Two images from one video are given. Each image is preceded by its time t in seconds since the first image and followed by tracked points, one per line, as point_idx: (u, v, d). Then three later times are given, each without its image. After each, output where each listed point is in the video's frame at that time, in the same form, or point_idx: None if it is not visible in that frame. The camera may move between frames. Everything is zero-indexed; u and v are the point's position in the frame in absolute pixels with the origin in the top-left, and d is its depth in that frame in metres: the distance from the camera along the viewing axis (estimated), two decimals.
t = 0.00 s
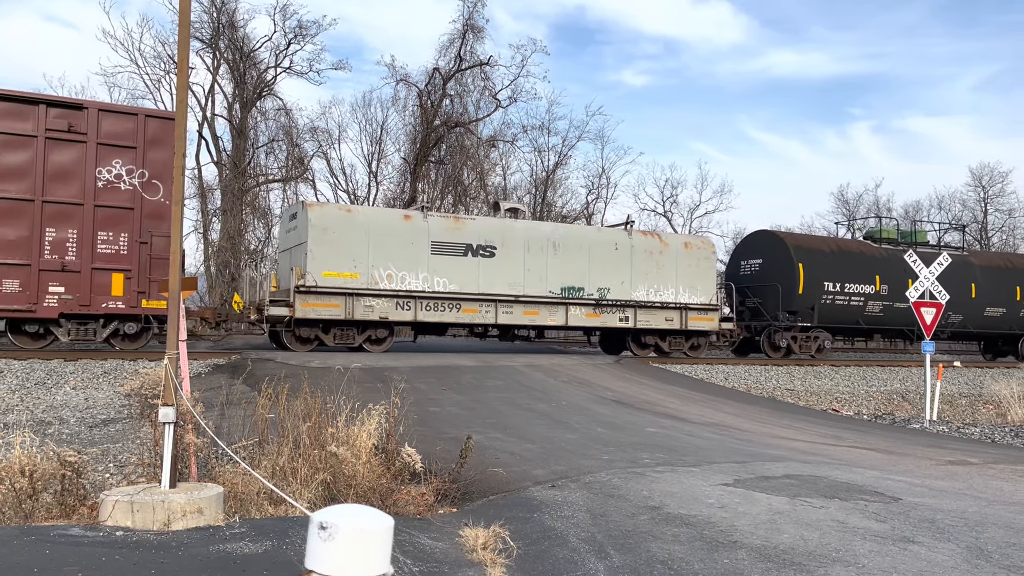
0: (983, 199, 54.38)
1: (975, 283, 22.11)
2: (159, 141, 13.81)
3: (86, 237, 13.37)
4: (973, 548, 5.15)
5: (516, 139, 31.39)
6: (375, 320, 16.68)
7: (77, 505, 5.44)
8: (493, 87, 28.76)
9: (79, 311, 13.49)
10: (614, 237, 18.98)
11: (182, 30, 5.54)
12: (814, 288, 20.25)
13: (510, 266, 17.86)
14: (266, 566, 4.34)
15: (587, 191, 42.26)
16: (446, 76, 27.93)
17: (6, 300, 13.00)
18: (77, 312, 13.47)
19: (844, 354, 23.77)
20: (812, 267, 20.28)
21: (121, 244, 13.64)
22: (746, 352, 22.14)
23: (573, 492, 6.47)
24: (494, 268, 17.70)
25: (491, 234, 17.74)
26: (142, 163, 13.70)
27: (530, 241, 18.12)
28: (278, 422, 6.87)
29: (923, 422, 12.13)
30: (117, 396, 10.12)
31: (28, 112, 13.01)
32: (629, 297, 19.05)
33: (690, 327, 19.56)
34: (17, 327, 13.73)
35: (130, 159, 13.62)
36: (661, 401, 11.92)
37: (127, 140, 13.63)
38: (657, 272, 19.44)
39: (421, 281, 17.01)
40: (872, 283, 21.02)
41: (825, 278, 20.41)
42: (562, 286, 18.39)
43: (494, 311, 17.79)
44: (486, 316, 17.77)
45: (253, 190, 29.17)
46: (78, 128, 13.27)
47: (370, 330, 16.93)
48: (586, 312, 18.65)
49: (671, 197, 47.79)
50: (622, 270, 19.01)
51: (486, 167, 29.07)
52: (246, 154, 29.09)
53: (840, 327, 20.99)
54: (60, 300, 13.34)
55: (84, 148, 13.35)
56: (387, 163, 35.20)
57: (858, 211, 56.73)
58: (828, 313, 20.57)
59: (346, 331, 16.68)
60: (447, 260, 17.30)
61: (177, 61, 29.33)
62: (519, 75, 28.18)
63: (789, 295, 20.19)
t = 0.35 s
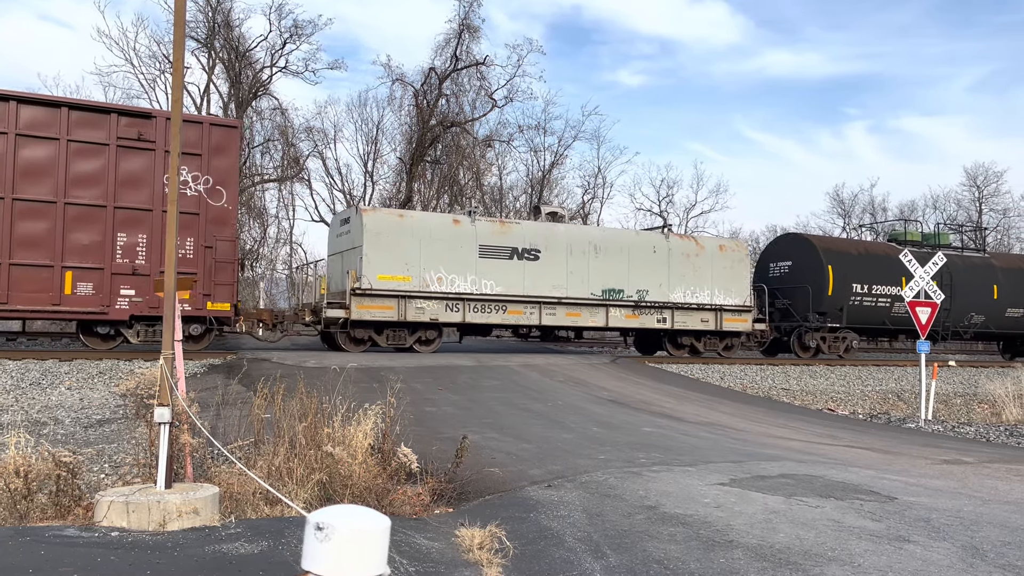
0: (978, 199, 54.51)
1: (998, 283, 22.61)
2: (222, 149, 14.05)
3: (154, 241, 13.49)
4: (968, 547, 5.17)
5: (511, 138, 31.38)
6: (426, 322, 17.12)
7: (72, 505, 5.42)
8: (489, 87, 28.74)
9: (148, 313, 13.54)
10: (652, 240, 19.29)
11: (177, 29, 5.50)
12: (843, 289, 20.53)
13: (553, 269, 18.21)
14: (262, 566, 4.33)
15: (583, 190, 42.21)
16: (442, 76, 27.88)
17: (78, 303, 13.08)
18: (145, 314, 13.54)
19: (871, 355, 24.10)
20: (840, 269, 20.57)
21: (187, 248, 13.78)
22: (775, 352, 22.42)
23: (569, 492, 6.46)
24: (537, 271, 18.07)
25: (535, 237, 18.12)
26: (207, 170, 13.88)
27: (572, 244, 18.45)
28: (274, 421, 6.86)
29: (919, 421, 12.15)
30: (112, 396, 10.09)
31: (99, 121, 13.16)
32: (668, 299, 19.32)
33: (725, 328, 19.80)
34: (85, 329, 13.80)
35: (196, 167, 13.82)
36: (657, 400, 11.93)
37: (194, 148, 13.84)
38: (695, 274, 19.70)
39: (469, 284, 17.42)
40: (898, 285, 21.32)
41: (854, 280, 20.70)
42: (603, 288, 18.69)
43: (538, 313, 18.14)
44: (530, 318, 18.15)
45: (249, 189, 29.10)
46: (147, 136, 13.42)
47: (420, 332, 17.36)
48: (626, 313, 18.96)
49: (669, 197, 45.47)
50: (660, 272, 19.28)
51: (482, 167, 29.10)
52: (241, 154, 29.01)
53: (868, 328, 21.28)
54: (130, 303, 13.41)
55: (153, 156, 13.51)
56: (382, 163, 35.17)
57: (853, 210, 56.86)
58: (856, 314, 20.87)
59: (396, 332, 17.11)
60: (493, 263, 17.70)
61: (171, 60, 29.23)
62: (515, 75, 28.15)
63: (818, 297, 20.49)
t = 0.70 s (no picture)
0: (973, 199, 54.66)
1: (1018, 285, 23.87)
2: (281, 155, 14.68)
3: (218, 246, 14.15)
4: (963, 546, 5.18)
5: (508, 138, 31.41)
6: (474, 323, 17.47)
7: (67, 506, 5.41)
8: (485, 87, 28.75)
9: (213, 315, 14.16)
10: (688, 243, 19.66)
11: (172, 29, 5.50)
12: (870, 291, 21.19)
13: (594, 271, 18.58)
14: (257, 567, 4.33)
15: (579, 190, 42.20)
16: (438, 75, 27.87)
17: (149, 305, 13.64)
18: (211, 316, 14.16)
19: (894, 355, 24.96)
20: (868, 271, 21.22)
21: (250, 252, 14.47)
22: (802, 352, 23.00)
23: (566, 491, 6.46)
24: (579, 273, 18.43)
25: (577, 241, 18.50)
26: (269, 177, 14.57)
27: (612, 247, 18.79)
28: (270, 422, 6.85)
29: (914, 420, 12.19)
30: (108, 397, 10.06)
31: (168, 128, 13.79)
32: (703, 301, 19.66)
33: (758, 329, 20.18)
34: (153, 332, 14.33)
35: (257, 173, 14.47)
36: (653, 400, 11.94)
37: (254, 155, 14.49)
38: (730, 277, 20.04)
39: (514, 286, 17.80)
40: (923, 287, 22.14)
41: (881, 282, 21.37)
42: (641, 290, 19.05)
43: (579, 314, 18.50)
44: (572, 319, 18.50)
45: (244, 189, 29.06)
46: (212, 144, 14.04)
47: (468, 333, 17.72)
48: (663, 315, 19.29)
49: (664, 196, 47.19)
50: (696, 274, 19.65)
51: (478, 167, 29.17)
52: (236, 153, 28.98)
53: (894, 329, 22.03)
54: (196, 305, 14.02)
55: (217, 163, 14.15)
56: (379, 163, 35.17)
57: (849, 210, 57.02)
58: (883, 314, 21.55)
59: (444, 333, 17.49)
60: (537, 266, 18.10)
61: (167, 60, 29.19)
62: (511, 75, 28.15)
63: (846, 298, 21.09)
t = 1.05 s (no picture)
0: (969, 199, 54.81)
1: None
2: (338, 162, 15.21)
3: (279, 250, 14.69)
4: (959, 545, 5.19)
5: (504, 138, 31.44)
6: (520, 325, 17.75)
7: (64, 506, 5.41)
8: (482, 87, 28.75)
9: (274, 317, 14.68)
10: (722, 246, 20.02)
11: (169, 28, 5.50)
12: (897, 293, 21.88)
13: (634, 274, 18.85)
14: (254, 567, 4.33)
15: (576, 190, 42.23)
16: (434, 76, 27.88)
17: (214, 308, 14.18)
18: (272, 318, 14.67)
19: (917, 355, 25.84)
20: (895, 274, 21.90)
21: (309, 256, 15.00)
22: (827, 353, 23.59)
23: (562, 491, 6.47)
24: (620, 276, 18.70)
25: (618, 244, 18.75)
26: (326, 184, 15.09)
27: (651, 250, 19.08)
28: (266, 422, 6.84)
29: (911, 420, 12.20)
30: (104, 397, 10.05)
31: (232, 137, 14.37)
32: (738, 303, 19.97)
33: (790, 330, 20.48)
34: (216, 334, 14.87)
35: (316, 179, 15.02)
36: (650, 400, 11.94)
37: (313, 162, 15.04)
38: (764, 279, 20.40)
39: (558, 289, 18.05)
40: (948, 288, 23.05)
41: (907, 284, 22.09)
42: (679, 292, 19.32)
43: (620, 316, 18.73)
44: (613, 321, 18.71)
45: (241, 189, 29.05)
46: (273, 151, 14.62)
47: (513, 334, 18.06)
48: (700, 316, 19.54)
49: (660, 196, 48.53)
50: (731, 277, 19.96)
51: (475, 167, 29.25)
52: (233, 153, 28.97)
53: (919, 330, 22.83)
54: (259, 307, 14.56)
55: (278, 170, 14.73)
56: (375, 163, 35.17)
57: (845, 210, 57.15)
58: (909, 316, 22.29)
59: (492, 334, 17.85)
60: (579, 269, 18.33)
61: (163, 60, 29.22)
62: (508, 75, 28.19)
63: (875, 300, 21.73)
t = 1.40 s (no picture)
0: (966, 199, 54.92)
1: None
2: (392, 169, 15.53)
3: (336, 254, 15.02)
4: (957, 545, 5.19)
5: (502, 139, 31.45)
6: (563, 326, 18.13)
7: (60, 507, 5.41)
8: (479, 87, 28.74)
9: (333, 319, 15.02)
10: (756, 249, 20.45)
11: (166, 30, 5.48)
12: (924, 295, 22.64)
13: (673, 277, 19.25)
14: (252, 567, 4.32)
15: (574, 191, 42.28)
16: (432, 76, 27.86)
17: (276, 310, 14.54)
18: (331, 320, 15.02)
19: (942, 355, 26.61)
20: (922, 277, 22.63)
21: (366, 260, 15.32)
22: (853, 353, 24.25)
23: (560, 492, 6.47)
24: (660, 279, 19.09)
25: (657, 248, 19.17)
26: (381, 190, 15.40)
27: (689, 254, 19.48)
28: (263, 423, 6.84)
29: (908, 420, 12.20)
30: (101, 398, 10.05)
31: (292, 145, 14.71)
32: (771, 305, 20.40)
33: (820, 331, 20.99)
34: (276, 336, 15.25)
35: (372, 186, 15.34)
36: (648, 400, 11.95)
37: (368, 169, 15.35)
38: (795, 282, 20.85)
39: (600, 292, 18.43)
40: (972, 290, 23.92)
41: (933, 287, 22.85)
42: (716, 294, 19.73)
43: (659, 318, 19.14)
44: (652, 323, 19.11)
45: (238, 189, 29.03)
46: (331, 159, 14.95)
47: (556, 335, 18.51)
48: (735, 318, 19.97)
49: (659, 197, 47.78)
50: (763, 280, 20.39)
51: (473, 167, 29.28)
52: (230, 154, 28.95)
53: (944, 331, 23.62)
54: (318, 309, 14.91)
55: (336, 177, 15.05)
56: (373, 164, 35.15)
57: (842, 211, 57.26)
58: (935, 317, 23.07)
59: (536, 335, 18.26)
60: (620, 272, 18.71)
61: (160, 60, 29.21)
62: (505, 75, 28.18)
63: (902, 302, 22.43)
